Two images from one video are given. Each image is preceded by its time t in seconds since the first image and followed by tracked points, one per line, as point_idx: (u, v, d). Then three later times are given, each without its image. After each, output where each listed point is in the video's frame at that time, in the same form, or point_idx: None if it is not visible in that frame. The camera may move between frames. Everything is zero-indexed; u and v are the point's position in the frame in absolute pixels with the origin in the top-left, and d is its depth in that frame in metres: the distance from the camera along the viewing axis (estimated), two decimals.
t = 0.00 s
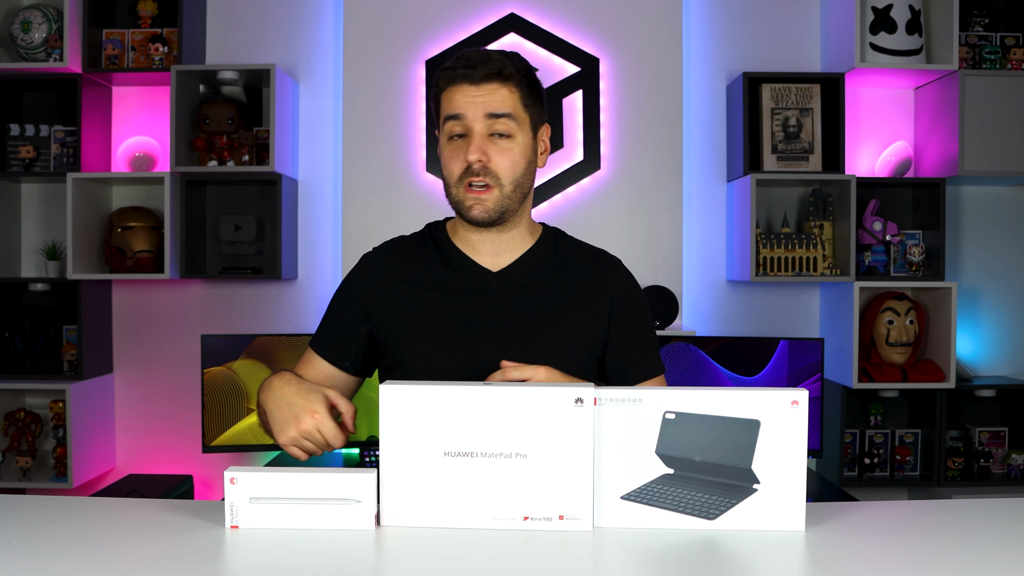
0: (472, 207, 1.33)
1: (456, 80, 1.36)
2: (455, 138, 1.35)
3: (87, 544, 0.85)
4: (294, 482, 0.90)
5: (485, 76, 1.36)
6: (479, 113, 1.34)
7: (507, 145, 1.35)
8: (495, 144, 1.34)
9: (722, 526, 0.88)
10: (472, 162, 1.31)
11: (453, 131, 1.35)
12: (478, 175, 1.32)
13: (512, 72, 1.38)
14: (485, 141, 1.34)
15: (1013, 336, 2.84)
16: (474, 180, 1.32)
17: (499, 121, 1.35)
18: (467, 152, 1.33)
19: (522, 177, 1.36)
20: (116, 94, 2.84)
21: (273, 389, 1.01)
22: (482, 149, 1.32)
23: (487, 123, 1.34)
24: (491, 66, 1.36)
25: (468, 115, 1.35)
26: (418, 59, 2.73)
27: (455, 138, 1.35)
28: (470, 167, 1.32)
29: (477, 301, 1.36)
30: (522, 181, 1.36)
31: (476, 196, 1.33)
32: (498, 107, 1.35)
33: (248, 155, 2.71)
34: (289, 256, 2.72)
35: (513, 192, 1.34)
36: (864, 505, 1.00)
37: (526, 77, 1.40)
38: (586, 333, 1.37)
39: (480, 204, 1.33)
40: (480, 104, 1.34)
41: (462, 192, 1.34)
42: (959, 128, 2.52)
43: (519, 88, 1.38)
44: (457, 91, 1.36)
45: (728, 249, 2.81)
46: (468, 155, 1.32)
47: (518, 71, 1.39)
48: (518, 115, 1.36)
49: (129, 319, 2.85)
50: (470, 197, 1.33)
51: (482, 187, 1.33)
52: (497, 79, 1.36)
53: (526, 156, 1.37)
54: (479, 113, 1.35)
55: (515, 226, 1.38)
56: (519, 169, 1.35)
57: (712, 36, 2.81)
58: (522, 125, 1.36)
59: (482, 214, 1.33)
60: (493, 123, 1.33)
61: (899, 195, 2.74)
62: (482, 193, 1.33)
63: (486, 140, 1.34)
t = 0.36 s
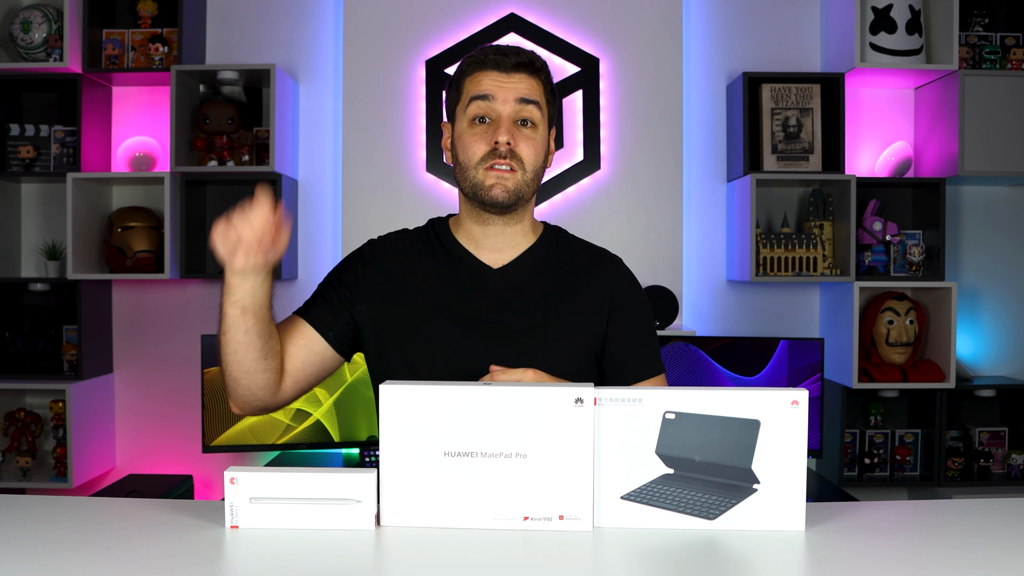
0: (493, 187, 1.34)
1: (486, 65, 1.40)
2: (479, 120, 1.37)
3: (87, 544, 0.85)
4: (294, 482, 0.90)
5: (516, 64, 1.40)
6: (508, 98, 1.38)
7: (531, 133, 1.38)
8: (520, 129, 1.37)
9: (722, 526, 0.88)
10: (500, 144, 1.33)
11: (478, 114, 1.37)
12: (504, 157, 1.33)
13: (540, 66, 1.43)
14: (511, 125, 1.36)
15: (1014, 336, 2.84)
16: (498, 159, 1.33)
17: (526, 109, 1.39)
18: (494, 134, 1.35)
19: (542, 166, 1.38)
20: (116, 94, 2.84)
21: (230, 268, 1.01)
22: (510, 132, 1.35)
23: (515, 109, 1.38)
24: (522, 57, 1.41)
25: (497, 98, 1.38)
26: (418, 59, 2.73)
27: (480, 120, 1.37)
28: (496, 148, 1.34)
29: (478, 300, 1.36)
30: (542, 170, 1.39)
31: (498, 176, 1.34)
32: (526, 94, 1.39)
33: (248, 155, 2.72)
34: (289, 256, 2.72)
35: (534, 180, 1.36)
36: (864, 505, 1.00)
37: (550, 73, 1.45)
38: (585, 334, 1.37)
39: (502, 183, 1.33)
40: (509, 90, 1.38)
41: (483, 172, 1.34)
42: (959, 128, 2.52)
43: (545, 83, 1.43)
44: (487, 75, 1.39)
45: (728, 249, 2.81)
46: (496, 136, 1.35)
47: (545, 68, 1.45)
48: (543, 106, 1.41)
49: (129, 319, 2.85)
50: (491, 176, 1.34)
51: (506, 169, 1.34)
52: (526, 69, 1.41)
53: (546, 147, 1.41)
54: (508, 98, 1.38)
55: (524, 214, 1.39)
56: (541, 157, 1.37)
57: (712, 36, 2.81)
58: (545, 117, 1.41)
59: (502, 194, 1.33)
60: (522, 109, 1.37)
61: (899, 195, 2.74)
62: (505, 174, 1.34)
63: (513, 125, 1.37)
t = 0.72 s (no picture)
0: (495, 189, 1.34)
1: (493, 62, 1.40)
2: (483, 119, 1.37)
3: (87, 544, 0.85)
4: (294, 482, 0.90)
5: (523, 63, 1.40)
6: (514, 97, 1.38)
7: (536, 133, 1.38)
8: (524, 130, 1.37)
9: (722, 526, 0.88)
10: (505, 144, 1.34)
11: (482, 112, 1.38)
12: (508, 157, 1.34)
13: (547, 66, 1.43)
14: (516, 125, 1.36)
15: (1013, 336, 2.84)
16: (502, 161, 1.34)
17: (532, 108, 1.39)
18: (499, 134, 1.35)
19: (545, 167, 1.38)
20: (116, 94, 2.84)
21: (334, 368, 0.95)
22: (516, 133, 1.35)
23: (520, 109, 1.38)
24: (529, 55, 1.40)
25: (503, 97, 1.38)
26: (418, 59, 2.73)
27: (485, 118, 1.37)
28: (501, 148, 1.34)
29: (479, 300, 1.36)
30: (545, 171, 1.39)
31: (500, 178, 1.34)
32: (532, 94, 1.38)
33: (248, 155, 2.72)
34: (289, 256, 2.72)
35: (536, 181, 1.37)
36: (864, 505, 1.00)
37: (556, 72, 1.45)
38: (586, 334, 1.37)
39: (504, 187, 1.34)
40: (516, 89, 1.38)
41: (486, 173, 1.34)
42: (959, 128, 2.52)
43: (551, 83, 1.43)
44: (494, 73, 1.39)
45: (727, 250, 2.81)
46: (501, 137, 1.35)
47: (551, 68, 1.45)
48: (548, 106, 1.41)
49: (130, 319, 2.85)
50: (494, 177, 1.34)
51: (508, 171, 1.34)
52: (533, 68, 1.40)
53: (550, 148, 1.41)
54: (514, 97, 1.38)
55: (526, 217, 1.39)
56: (544, 159, 1.38)
57: (712, 36, 2.81)
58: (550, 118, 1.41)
59: (504, 198, 1.34)
60: (528, 109, 1.37)
61: (899, 194, 2.74)
62: (507, 177, 1.34)
63: (518, 125, 1.37)
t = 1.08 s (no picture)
0: (507, 204, 1.35)
1: (497, 74, 1.31)
2: (490, 136, 1.32)
3: (88, 543, 0.85)
4: (294, 482, 0.90)
5: (529, 73, 1.31)
6: (521, 113, 1.31)
7: (544, 147, 1.32)
8: (533, 145, 1.31)
9: (722, 526, 0.88)
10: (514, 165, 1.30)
11: (489, 129, 1.31)
12: (519, 176, 1.32)
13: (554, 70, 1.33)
14: (525, 143, 1.31)
15: (1014, 336, 2.84)
16: (513, 179, 1.32)
17: (540, 122, 1.31)
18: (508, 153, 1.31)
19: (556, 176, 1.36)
20: (116, 94, 2.84)
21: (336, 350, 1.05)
22: (524, 152, 1.31)
23: (528, 124, 1.31)
24: (536, 64, 1.31)
25: (511, 113, 1.31)
26: (418, 59, 2.73)
27: (492, 135, 1.31)
28: (511, 169, 1.31)
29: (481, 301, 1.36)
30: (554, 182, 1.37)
31: (512, 194, 1.34)
32: (540, 107, 1.31)
33: (248, 155, 2.72)
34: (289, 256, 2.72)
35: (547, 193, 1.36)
36: (864, 505, 1.00)
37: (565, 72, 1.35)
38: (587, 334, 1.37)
39: (515, 202, 1.35)
40: (523, 103, 1.30)
41: (497, 190, 1.34)
42: (959, 128, 2.52)
43: (559, 87, 1.34)
44: (499, 87, 1.30)
45: (727, 250, 2.81)
46: (509, 156, 1.31)
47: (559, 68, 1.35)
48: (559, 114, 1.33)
49: (129, 319, 2.85)
50: (506, 193, 1.34)
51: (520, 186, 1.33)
52: (540, 78, 1.31)
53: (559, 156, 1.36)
54: (521, 113, 1.31)
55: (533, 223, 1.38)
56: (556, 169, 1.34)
57: (713, 35, 2.81)
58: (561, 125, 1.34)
59: (516, 211, 1.36)
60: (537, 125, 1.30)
61: (899, 194, 2.74)
62: (518, 192, 1.34)
63: (527, 140, 1.31)
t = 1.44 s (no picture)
0: (477, 219, 1.33)
1: (456, 89, 1.32)
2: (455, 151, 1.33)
3: (87, 544, 0.85)
4: (293, 482, 0.90)
5: (487, 85, 1.31)
6: (481, 126, 1.31)
7: (510, 158, 1.32)
8: (497, 157, 1.32)
9: (722, 526, 0.88)
10: (476, 179, 1.30)
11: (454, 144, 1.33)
12: (483, 190, 1.31)
13: (515, 78, 1.33)
14: (487, 155, 1.31)
15: (1014, 336, 2.84)
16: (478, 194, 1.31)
17: (502, 133, 1.32)
18: (470, 168, 1.31)
19: (528, 186, 1.35)
20: (116, 94, 2.84)
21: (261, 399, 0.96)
22: (487, 165, 1.30)
23: (490, 136, 1.32)
24: (492, 75, 1.31)
25: (470, 127, 1.32)
26: (418, 60, 2.73)
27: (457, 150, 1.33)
28: (474, 183, 1.31)
29: (483, 300, 1.36)
30: (527, 190, 1.35)
31: (481, 209, 1.32)
32: (500, 119, 1.31)
33: (248, 155, 2.71)
34: (289, 256, 2.72)
35: (520, 204, 1.34)
36: (864, 505, 1.00)
37: (529, 80, 1.35)
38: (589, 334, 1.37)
39: (486, 217, 1.32)
40: (483, 116, 1.31)
41: (465, 206, 1.33)
42: (959, 128, 2.52)
43: (523, 94, 1.34)
44: (458, 100, 1.31)
45: (728, 250, 2.81)
46: (472, 170, 1.31)
47: (522, 74, 1.34)
48: (523, 123, 1.33)
49: (130, 319, 2.86)
50: (475, 208, 1.32)
51: (487, 201, 1.32)
52: (499, 89, 1.32)
53: (529, 164, 1.35)
54: (482, 125, 1.31)
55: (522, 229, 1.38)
56: (526, 178, 1.34)
57: (713, 35, 2.81)
58: (527, 134, 1.34)
59: (487, 227, 1.32)
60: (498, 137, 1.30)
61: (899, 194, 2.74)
62: (487, 206, 1.32)
63: (491, 152, 1.32)
